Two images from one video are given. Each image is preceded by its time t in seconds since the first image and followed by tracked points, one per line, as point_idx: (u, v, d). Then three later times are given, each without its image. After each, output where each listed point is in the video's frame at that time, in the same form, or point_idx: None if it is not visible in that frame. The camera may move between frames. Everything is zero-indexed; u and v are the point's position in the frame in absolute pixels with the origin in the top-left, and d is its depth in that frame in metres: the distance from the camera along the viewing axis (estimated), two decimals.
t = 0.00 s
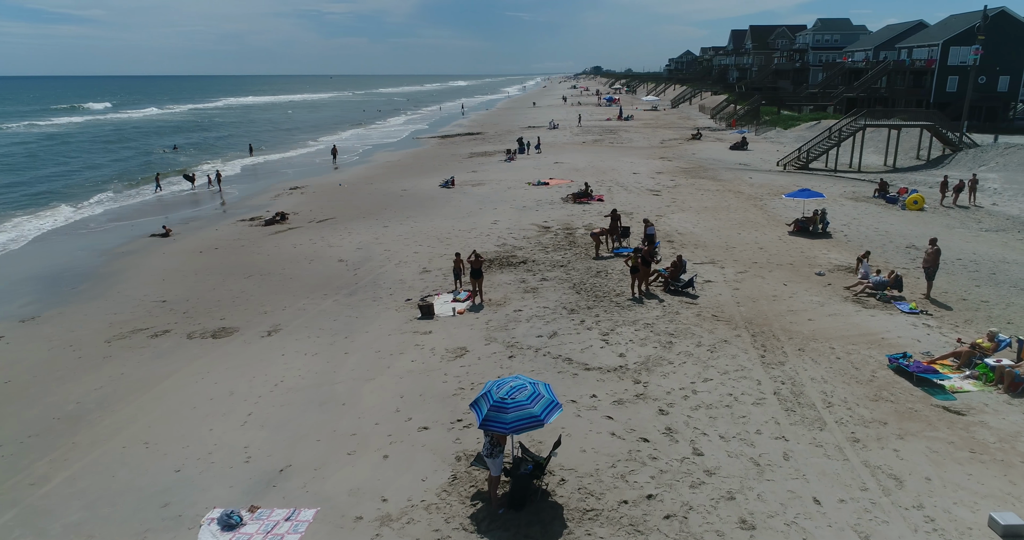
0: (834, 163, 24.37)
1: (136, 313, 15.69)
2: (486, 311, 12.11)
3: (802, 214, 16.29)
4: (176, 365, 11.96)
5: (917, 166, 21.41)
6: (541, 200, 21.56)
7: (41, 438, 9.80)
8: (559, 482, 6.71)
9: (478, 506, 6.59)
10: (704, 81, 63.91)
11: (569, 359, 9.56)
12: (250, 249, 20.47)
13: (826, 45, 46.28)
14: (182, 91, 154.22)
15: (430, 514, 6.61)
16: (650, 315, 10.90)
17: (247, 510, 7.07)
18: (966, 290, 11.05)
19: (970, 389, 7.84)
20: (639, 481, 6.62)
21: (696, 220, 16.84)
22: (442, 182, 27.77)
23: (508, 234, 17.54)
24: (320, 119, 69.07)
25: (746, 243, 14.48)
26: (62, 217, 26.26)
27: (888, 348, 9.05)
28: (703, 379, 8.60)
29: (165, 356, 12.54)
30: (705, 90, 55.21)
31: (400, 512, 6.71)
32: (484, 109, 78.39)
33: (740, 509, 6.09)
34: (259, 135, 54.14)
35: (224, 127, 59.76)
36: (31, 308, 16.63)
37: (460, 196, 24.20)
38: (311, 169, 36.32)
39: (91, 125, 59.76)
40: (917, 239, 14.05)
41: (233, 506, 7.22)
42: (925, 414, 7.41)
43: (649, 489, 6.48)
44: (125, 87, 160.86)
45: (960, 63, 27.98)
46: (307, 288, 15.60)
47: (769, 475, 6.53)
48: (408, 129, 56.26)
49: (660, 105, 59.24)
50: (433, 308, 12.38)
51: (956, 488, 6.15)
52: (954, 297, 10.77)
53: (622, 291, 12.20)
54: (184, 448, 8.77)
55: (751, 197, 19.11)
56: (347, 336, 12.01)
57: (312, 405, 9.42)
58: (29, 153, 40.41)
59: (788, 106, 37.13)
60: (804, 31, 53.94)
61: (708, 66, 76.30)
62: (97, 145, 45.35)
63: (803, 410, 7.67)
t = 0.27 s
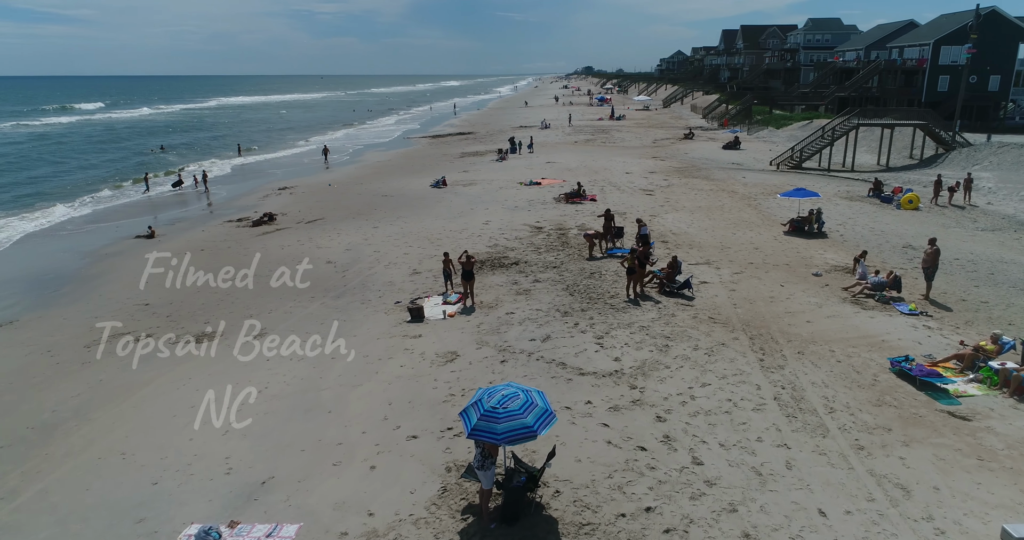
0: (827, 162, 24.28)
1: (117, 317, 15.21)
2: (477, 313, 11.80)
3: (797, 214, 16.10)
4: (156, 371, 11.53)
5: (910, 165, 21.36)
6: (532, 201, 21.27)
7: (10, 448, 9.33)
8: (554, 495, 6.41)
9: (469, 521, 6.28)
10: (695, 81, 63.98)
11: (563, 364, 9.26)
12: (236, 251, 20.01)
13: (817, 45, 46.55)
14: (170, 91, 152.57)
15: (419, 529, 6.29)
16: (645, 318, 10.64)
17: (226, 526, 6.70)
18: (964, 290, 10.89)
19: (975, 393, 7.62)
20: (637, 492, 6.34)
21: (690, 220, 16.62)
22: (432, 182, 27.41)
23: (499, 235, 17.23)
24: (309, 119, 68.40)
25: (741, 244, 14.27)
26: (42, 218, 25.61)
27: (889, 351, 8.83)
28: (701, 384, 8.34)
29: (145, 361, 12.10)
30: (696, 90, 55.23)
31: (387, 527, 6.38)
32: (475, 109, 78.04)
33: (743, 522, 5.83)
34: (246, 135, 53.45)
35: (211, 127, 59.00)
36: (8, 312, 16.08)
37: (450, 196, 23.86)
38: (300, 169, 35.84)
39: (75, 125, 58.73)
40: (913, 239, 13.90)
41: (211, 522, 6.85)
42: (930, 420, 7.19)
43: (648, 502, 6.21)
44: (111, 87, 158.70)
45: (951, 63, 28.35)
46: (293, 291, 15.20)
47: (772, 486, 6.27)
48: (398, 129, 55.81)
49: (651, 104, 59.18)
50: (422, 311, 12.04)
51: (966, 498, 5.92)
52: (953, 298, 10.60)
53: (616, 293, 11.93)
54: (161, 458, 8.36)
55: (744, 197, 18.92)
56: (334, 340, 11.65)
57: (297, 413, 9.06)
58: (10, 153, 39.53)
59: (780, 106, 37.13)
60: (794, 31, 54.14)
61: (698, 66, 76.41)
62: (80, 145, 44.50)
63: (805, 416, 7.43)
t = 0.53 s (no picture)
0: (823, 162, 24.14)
1: (102, 320, 14.84)
2: (471, 317, 11.51)
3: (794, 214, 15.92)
4: (139, 376, 11.15)
5: (906, 165, 21.21)
6: (527, 201, 21.00)
7: None
8: (551, 509, 6.11)
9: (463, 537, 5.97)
10: (689, 81, 63.89)
11: (559, 370, 8.98)
12: (226, 252, 19.64)
13: (811, 44, 46.39)
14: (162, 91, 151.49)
15: None
16: (643, 321, 10.38)
17: None
18: (967, 292, 10.69)
19: (983, 399, 7.40)
20: (637, 506, 6.07)
21: (687, 221, 16.39)
22: (426, 182, 27.09)
23: (493, 236, 16.95)
24: (302, 119, 67.90)
25: (739, 245, 14.04)
26: (28, 219, 25.15)
27: (894, 355, 8.61)
28: (701, 390, 8.08)
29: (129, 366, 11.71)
30: (691, 90, 55.11)
31: None
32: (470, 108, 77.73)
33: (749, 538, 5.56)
34: (238, 135, 52.95)
35: (203, 127, 58.45)
36: None
37: (444, 196, 23.56)
38: (292, 169, 35.45)
39: (65, 125, 58.02)
40: (912, 239, 13.73)
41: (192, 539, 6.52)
42: (938, 427, 6.97)
43: (649, 517, 5.93)
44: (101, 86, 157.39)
45: (945, 63, 28.11)
46: (283, 294, 14.87)
47: (777, 499, 6.02)
48: (392, 129, 55.41)
49: (646, 104, 59.04)
50: (415, 315, 11.74)
51: (979, 510, 5.69)
52: (956, 299, 10.40)
53: (613, 296, 11.67)
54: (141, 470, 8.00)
55: (741, 197, 18.74)
56: (324, 345, 11.32)
57: (284, 422, 8.73)
58: None
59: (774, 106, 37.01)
60: (788, 30, 54.09)
61: (693, 65, 76.35)
62: (68, 145, 43.91)
63: (810, 424, 7.18)
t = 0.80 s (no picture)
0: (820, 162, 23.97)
1: (87, 325, 14.47)
2: (466, 322, 11.22)
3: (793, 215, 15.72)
4: (124, 384, 10.80)
5: (904, 165, 21.06)
6: (523, 202, 20.73)
7: None
8: (550, 525, 5.83)
9: None
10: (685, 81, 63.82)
11: (556, 377, 8.71)
12: (216, 254, 19.30)
13: (806, 44, 46.37)
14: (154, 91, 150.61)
15: None
16: (643, 326, 10.12)
17: None
18: (972, 295, 10.49)
19: (994, 407, 7.18)
20: (640, 523, 5.80)
21: (685, 222, 16.16)
22: (420, 183, 26.78)
23: (489, 238, 16.67)
24: (296, 119, 67.45)
25: (739, 246, 13.81)
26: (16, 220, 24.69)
27: (900, 361, 8.38)
28: (704, 398, 7.82)
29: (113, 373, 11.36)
30: (686, 90, 55.02)
31: None
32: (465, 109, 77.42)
33: None
34: (231, 135, 52.45)
35: (196, 127, 57.92)
36: None
37: (438, 197, 23.26)
38: (285, 170, 35.09)
39: (55, 126, 57.36)
40: (914, 240, 13.54)
41: None
42: (949, 437, 6.73)
43: (651, 534, 5.67)
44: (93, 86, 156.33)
45: (941, 62, 28.08)
46: (274, 298, 14.55)
47: (786, 514, 5.76)
48: (386, 129, 55.05)
49: (641, 104, 58.90)
50: (408, 320, 11.45)
51: (996, 525, 5.44)
52: (961, 303, 10.19)
53: (612, 299, 11.41)
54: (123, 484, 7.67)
55: (739, 197, 18.53)
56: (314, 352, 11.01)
57: (272, 433, 8.43)
58: None
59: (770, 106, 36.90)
60: (784, 30, 54.08)
61: (688, 65, 76.34)
62: (58, 145, 43.34)
63: (816, 434, 6.94)
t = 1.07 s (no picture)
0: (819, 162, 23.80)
1: (75, 330, 14.15)
2: (462, 328, 10.95)
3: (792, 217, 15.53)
4: (110, 392, 10.52)
5: (904, 165, 20.89)
6: (520, 203, 20.46)
7: None
8: None
9: None
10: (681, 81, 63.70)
11: (555, 386, 8.45)
12: (208, 257, 18.99)
13: (802, 44, 46.27)
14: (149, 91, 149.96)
15: None
16: (643, 332, 9.87)
17: None
18: (978, 299, 10.28)
19: (1006, 417, 6.95)
20: None
21: (684, 224, 15.93)
22: (416, 184, 26.49)
23: (485, 240, 16.41)
24: (290, 120, 67.05)
25: (739, 249, 13.58)
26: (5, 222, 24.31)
27: (908, 369, 8.15)
28: (707, 409, 7.57)
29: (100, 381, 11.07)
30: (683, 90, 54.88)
31: None
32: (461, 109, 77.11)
33: None
34: (226, 136, 52.04)
35: (190, 128, 57.46)
36: None
37: (434, 199, 22.97)
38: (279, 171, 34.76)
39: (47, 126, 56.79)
40: (916, 242, 13.35)
41: None
42: (962, 449, 6.50)
43: None
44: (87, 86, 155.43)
45: (939, 62, 28.00)
46: (266, 302, 14.27)
47: (795, 533, 5.52)
48: (382, 129, 54.71)
49: (638, 104, 58.73)
50: (403, 326, 11.17)
51: None
52: (967, 307, 9.98)
53: (611, 304, 11.16)
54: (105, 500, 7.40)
55: (738, 199, 18.33)
56: (306, 359, 10.73)
57: (261, 445, 8.17)
58: None
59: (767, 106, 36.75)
60: (780, 30, 54.01)
61: (685, 65, 76.30)
62: (50, 145, 42.85)
63: (824, 447, 6.70)
